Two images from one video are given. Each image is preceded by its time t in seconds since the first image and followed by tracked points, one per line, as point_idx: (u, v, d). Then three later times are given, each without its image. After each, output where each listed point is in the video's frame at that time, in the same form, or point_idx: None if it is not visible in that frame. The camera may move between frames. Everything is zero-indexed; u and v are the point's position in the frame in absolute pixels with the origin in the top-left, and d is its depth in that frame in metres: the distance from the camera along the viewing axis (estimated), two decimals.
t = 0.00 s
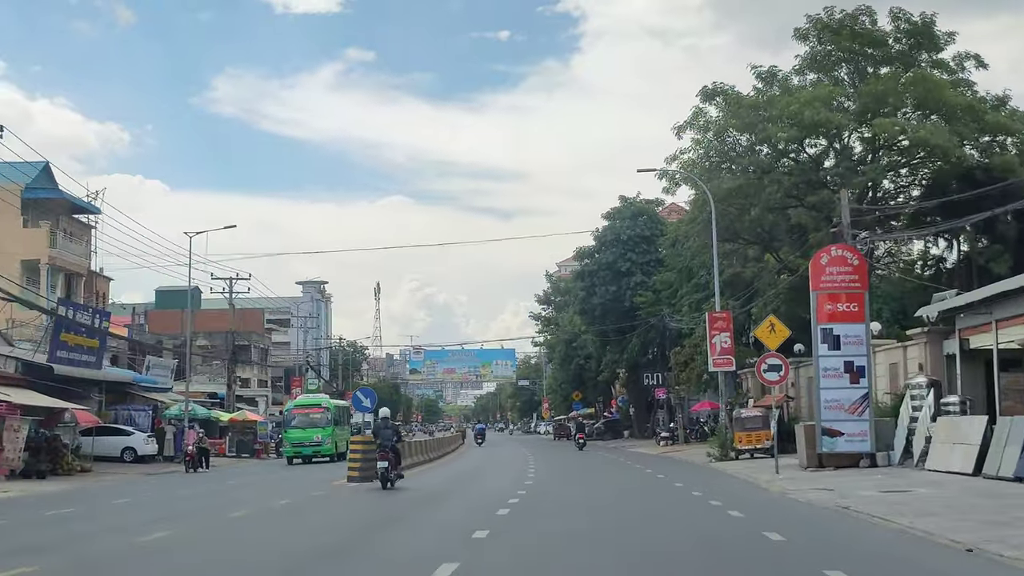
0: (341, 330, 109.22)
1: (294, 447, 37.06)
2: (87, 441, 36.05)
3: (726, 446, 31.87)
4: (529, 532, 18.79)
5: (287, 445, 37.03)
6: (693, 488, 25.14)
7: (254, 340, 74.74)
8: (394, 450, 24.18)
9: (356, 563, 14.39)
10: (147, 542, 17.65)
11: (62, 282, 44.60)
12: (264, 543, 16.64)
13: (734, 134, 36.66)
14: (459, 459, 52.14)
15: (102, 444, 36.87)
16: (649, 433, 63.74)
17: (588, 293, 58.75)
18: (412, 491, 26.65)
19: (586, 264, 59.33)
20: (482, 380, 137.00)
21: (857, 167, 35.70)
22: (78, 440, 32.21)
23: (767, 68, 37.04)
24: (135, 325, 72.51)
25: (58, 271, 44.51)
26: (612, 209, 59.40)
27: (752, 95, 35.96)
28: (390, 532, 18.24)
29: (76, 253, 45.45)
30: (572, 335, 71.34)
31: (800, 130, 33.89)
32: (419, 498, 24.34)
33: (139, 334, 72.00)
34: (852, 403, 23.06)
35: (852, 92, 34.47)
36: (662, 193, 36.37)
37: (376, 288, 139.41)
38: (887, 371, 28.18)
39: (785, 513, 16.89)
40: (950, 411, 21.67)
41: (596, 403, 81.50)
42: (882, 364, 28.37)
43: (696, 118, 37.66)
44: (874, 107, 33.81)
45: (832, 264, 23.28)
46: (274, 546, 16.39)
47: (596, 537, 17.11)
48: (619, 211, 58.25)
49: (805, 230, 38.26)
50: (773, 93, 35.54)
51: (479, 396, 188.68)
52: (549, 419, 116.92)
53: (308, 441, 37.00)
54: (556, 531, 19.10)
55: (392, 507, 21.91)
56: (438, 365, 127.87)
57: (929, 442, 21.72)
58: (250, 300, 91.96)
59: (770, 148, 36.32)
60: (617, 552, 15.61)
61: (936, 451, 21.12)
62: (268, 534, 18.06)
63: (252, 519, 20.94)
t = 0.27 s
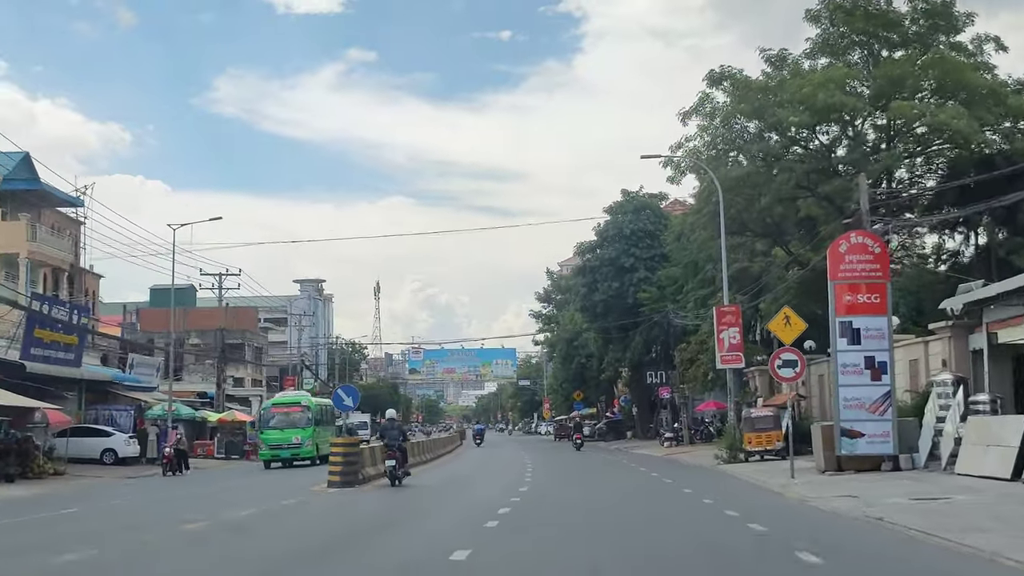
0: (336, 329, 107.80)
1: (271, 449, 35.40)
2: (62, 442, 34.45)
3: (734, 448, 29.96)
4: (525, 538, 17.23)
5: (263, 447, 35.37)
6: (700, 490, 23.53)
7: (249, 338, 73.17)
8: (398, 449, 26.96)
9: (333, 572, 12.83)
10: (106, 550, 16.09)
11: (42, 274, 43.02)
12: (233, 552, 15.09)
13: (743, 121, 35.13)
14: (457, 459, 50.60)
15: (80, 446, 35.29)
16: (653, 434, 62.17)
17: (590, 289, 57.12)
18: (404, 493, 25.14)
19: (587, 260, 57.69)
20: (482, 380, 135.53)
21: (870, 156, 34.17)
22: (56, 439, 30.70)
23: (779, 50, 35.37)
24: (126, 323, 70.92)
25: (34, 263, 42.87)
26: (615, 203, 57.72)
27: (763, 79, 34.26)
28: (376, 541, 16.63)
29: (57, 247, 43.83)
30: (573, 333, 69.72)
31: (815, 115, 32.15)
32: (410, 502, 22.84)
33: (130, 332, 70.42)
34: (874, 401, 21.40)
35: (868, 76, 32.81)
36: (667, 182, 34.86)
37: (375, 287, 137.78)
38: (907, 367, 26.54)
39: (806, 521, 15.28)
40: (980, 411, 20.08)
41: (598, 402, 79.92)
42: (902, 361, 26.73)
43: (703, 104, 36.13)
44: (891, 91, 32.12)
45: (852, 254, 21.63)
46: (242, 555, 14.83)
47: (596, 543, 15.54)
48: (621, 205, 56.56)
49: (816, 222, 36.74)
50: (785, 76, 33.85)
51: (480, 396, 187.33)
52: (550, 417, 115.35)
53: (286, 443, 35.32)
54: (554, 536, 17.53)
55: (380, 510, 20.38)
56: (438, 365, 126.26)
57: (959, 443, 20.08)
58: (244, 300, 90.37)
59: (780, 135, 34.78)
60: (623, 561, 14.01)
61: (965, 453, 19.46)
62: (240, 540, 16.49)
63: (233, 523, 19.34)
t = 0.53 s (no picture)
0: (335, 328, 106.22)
1: (244, 450, 33.61)
2: (39, 443, 32.83)
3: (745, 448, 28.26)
4: (522, 543, 15.63)
5: (236, 448, 33.54)
6: (711, 491, 21.89)
7: (243, 336, 71.52)
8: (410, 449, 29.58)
9: None
10: (57, 558, 14.48)
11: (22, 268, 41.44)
12: (193, 560, 13.48)
13: (752, 105, 33.52)
14: (454, 459, 49.01)
15: (59, 446, 33.67)
16: (656, 433, 60.55)
17: (592, 284, 55.50)
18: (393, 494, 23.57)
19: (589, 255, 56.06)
20: (483, 379, 133.93)
21: (885, 143, 32.62)
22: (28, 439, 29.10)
23: (789, 31, 33.72)
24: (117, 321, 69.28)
25: (14, 257, 41.27)
26: (617, 196, 56.08)
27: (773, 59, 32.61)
28: (357, 549, 15.07)
29: (39, 240, 42.24)
30: (575, 330, 68.09)
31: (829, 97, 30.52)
32: (399, 503, 21.28)
33: (122, 330, 68.76)
34: (899, 398, 19.79)
35: (885, 56, 31.18)
36: (673, 169, 33.26)
37: (375, 285, 136.09)
38: (930, 362, 24.92)
39: (836, 530, 13.66)
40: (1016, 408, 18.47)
41: (601, 400, 78.31)
42: (924, 356, 25.12)
43: (711, 87, 34.55)
44: (909, 71, 30.48)
45: (874, 240, 19.99)
46: (204, 563, 13.22)
47: (599, 550, 13.92)
48: (624, 199, 54.90)
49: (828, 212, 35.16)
50: (797, 57, 32.21)
51: (481, 395, 185.74)
52: (552, 416, 113.71)
53: (262, 444, 33.46)
54: (554, 541, 15.89)
55: (365, 514, 18.83)
56: (439, 363, 124.59)
57: (993, 444, 18.47)
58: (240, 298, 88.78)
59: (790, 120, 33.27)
60: (631, 570, 12.43)
61: (1001, 454, 17.86)
62: (206, 547, 14.87)
63: (205, 527, 17.76)
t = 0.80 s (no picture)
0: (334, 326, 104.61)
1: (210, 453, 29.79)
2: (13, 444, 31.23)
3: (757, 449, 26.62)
4: (517, 549, 13.96)
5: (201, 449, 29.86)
6: (724, 496, 20.23)
7: (238, 333, 69.95)
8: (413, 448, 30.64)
9: None
10: None
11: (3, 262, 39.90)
12: None
13: (762, 88, 31.86)
14: (453, 459, 47.38)
15: (35, 447, 32.06)
16: (661, 433, 58.89)
17: (595, 280, 53.85)
18: (383, 495, 21.87)
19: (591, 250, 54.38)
20: (484, 379, 132.25)
21: (904, 127, 30.89)
22: None
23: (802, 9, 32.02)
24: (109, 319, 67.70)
25: None
26: (620, 188, 54.34)
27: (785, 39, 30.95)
28: (330, 559, 13.46)
29: (20, 233, 40.67)
30: (577, 327, 66.40)
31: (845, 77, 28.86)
32: (385, 506, 19.59)
33: (113, 327, 67.21)
34: (928, 395, 18.14)
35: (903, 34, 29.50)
36: (680, 156, 31.55)
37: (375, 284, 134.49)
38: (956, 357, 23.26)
39: (875, 545, 11.96)
40: None
41: (604, 400, 76.61)
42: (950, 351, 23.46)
43: (719, 70, 32.75)
44: (929, 49, 28.81)
45: (902, 222, 18.36)
46: (146, 573, 11.47)
47: (603, 558, 12.26)
48: (627, 191, 53.17)
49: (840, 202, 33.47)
50: (810, 35, 30.54)
51: (483, 395, 184.05)
52: (554, 416, 111.93)
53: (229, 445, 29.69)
54: (557, 544, 14.20)
55: (344, 522, 17.14)
56: (439, 362, 122.88)
57: None
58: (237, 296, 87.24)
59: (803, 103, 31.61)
60: None
61: None
62: (155, 561, 13.17)
63: (169, 534, 16.16)
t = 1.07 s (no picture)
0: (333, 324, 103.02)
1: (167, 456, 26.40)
2: None
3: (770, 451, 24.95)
4: (507, 561, 12.39)
5: (158, 454, 26.52)
6: (737, 502, 18.62)
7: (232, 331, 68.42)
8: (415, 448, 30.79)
9: None
10: None
11: None
12: None
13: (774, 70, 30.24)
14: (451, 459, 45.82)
15: (8, 448, 30.49)
16: (666, 433, 57.23)
17: (598, 275, 52.23)
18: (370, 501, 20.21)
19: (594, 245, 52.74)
20: (486, 378, 130.54)
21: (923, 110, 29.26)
22: None
23: None
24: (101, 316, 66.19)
25: None
26: (623, 181, 52.65)
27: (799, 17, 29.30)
28: None
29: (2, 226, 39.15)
30: (580, 325, 64.76)
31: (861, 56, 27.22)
32: (370, 512, 17.94)
33: (105, 325, 65.70)
34: (963, 393, 16.51)
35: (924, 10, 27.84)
36: (688, 140, 29.93)
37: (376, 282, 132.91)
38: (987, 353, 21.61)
39: (921, 559, 10.28)
40: None
41: (607, 399, 74.90)
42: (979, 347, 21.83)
43: (729, 51, 31.22)
44: (951, 25, 27.15)
45: (935, 203, 16.72)
46: None
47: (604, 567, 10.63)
48: (630, 184, 51.47)
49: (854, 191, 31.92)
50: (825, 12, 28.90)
51: (485, 394, 182.33)
52: (557, 417, 110.16)
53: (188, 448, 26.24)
54: (550, 553, 12.58)
55: (320, 530, 15.53)
56: (440, 361, 121.22)
57: None
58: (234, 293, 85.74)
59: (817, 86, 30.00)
60: None
61: None
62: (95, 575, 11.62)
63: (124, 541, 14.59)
